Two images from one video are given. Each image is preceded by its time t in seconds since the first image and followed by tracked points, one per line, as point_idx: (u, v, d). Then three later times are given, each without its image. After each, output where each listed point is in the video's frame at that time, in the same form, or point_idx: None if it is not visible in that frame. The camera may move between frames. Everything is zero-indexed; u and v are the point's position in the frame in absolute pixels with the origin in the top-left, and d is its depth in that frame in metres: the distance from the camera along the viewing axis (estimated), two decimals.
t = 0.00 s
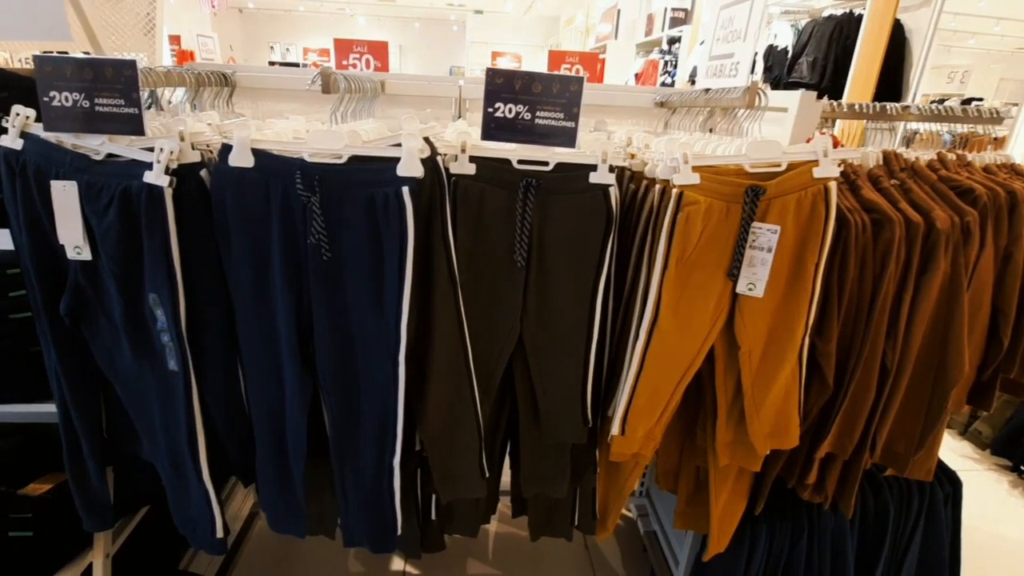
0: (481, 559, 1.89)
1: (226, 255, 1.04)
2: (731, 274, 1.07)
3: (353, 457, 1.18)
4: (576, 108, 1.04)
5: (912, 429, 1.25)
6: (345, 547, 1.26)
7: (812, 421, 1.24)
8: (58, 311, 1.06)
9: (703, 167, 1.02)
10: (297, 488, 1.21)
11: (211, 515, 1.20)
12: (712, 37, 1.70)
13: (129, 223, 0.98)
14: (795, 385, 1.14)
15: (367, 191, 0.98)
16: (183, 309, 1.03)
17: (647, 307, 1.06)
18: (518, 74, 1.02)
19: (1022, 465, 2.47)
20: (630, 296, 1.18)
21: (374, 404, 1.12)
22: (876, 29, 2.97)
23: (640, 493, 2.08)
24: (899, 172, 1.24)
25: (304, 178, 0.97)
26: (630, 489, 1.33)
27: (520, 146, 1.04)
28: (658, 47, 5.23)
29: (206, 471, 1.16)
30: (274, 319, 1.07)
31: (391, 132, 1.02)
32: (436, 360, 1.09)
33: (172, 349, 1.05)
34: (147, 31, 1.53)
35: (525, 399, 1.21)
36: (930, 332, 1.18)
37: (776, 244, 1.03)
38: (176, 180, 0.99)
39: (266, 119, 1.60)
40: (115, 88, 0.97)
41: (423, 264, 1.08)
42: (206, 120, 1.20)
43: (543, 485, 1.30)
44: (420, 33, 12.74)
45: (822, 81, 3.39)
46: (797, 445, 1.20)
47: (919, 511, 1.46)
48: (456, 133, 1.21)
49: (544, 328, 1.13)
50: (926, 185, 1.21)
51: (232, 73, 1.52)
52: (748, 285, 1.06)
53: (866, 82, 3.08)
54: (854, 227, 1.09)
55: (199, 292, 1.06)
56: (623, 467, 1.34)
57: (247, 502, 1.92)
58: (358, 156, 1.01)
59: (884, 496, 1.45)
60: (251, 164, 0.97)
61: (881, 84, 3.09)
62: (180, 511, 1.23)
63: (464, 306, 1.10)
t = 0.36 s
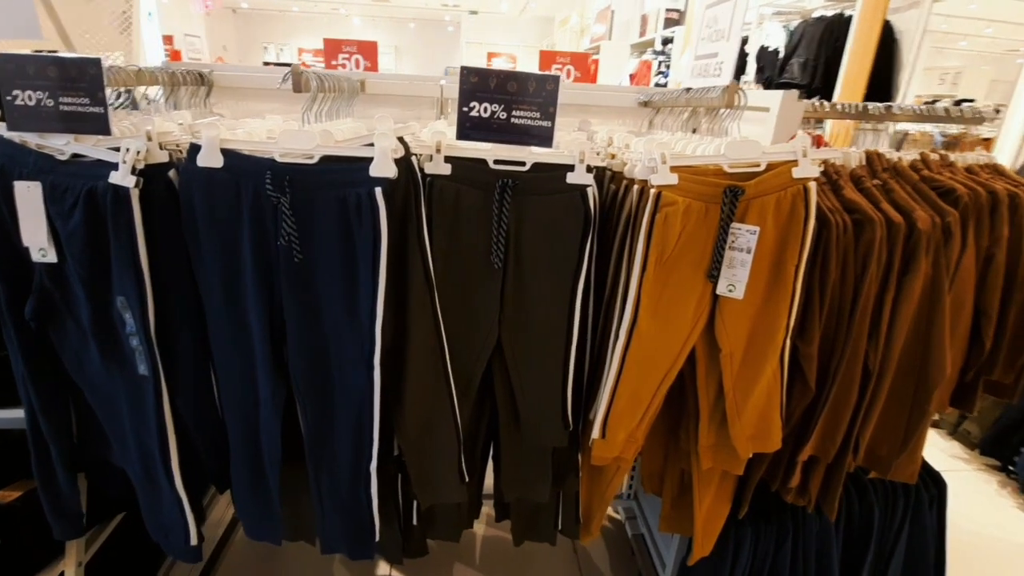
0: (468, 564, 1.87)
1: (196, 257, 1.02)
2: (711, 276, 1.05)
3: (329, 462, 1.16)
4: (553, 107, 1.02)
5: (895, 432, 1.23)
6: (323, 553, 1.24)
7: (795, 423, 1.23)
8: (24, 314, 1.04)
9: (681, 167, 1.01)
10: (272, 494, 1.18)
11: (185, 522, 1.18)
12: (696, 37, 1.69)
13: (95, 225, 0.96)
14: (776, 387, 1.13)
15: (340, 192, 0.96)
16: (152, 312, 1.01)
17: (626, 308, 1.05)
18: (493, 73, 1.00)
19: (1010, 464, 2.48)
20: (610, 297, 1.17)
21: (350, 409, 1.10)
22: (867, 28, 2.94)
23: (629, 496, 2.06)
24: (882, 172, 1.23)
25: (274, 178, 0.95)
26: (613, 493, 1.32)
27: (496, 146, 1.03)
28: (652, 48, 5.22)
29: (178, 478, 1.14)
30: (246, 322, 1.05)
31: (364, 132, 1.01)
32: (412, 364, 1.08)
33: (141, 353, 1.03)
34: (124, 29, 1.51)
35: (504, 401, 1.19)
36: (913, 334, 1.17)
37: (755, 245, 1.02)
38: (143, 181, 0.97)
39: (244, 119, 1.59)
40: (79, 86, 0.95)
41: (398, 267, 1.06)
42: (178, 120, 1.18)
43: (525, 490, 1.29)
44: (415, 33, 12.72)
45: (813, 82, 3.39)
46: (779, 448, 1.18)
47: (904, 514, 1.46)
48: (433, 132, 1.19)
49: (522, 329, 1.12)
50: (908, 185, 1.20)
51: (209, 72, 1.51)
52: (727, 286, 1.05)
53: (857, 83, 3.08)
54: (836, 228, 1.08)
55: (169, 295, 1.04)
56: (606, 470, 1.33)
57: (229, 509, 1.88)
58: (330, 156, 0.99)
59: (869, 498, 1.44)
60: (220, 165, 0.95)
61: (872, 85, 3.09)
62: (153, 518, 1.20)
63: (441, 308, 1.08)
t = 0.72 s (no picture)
0: (459, 567, 1.86)
1: (176, 260, 1.01)
2: (697, 280, 1.04)
3: (312, 465, 1.15)
4: (536, 109, 1.02)
5: (886, 438, 1.22)
6: (306, 558, 1.23)
7: (784, 429, 1.21)
8: (3, 316, 1.03)
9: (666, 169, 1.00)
10: (255, 497, 1.17)
11: (167, 526, 1.17)
12: (690, 38, 1.67)
13: (72, 227, 0.95)
14: (764, 393, 1.11)
15: (319, 195, 0.95)
16: (131, 316, 1.00)
17: (611, 313, 1.03)
18: (475, 74, 0.99)
19: (1009, 469, 2.46)
20: (596, 301, 1.15)
21: (333, 413, 1.09)
22: (868, 29, 2.89)
23: (620, 499, 1.99)
24: (873, 175, 1.21)
25: (252, 180, 0.94)
26: (601, 499, 1.30)
27: (479, 148, 1.02)
28: (655, 48, 5.20)
29: (160, 482, 1.13)
30: (226, 325, 1.04)
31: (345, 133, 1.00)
32: (394, 368, 1.06)
33: (120, 357, 1.02)
34: (111, 28, 1.51)
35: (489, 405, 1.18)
36: (904, 340, 1.15)
37: (741, 250, 1.00)
38: (120, 183, 0.96)
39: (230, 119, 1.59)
40: (56, 87, 0.94)
41: (380, 271, 1.05)
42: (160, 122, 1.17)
43: (511, 495, 1.27)
44: (418, 33, 12.72)
45: (815, 83, 3.37)
46: (767, 454, 1.16)
47: (896, 521, 1.44)
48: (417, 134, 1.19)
49: (506, 333, 1.10)
50: (900, 189, 1.18)
51: (196, 72, 1.51)
52: (713, 291, 1.04)
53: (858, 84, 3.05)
54: (825, 232, 1.06)
55: (148, 298, 1.03)
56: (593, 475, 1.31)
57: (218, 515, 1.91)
58: (310, 158, 0.98)
59: (861, 505, 1.42)
60: (198, 167, 0.94)
61: (873, 86, 3.06)
62: (136, 521, 1.19)
63: (423, 312, 1.07)
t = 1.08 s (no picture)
0: (456, 565, 1.86)
1: (171, 255, 1.02)
2: (689, 281, 1.04)
3: (305, 460, 1.15)
4: (528, 108, 1.02)
5: (881, 441, 1.21)
6: (300, 552, 1.24)
7: (778, 430, 1.21)
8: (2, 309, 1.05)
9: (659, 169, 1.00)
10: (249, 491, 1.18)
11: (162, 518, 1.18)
12: (689, 38, 1.67)
13: (70, 221, 0.96)
14: (756, 394, 1.11)
15: (312, 191, 0.96)
16: (127, 310, 1.01)
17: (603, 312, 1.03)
18: (467, 73, 1.00)
19: (1013, 475, 2.43)
20: (590, 301, 1.15)
21: (326, 409, 1.10)
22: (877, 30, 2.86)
23: (618, 499, 2.00)
24: (871, 177, 1.20)
25: (245, 177, 0.95)
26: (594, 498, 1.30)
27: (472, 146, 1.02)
28: (662, 48, 5.18)
29: (155, 474, 1.14)
30: (221, 320, 1.05)
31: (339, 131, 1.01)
32: (386, 365, 1.07)
33: (116, 350, 1.03)
34: (114, 25, 1.53)
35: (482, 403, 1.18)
36: (900, 343, 1.14)
37: (734, 250, 1.00)
38: (117, 178, 0.97)
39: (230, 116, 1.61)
40: (55, 83, 0.96)
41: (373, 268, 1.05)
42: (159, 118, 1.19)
43: (503, 493, 1.27)
44: (426, 32, 12.75)
45: (822, 84, 3.35)
46: (760, 456, 1.16)
47: (893, 526, 1.43)
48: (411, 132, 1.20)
49: (499, 332, 1.10)
50: (898, 191, 1.17)
51: (197, 69, 1.53)
52: (706, 292, 1.03)
53: (866, 85, 3.02)
54: (820, 234, 1.05)
55: (144, 292, 1.04)
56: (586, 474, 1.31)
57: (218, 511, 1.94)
58: (304, 155, 0.99)
59: (857, 508, 1.41)
60: (193, 163, 0.95)
61: (881, 87, 3.03)
62: (131, 514, 1.20)
63: (416, 310, 1.07)
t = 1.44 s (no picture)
0: (457, 562, 1.86)
1: (177, 249, 1.02)
2: (693, 280, 1.03)
3: (308, 455, 1.16)
4: (533, 104, 1.02)
5: (887, 443, 1.20)
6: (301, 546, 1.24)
7: (782, 431, 1.20)
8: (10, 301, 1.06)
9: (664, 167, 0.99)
10: (252, 485, 1.19)
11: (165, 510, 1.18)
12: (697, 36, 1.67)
13: (77, 214, 0.97)
14: (760, 395, 1.10)
15: (317, 186, 0.96)
16: (132, 303, 1.01)
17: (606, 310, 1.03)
18: (472, 69, 1.00)
19: (1021, 481, 2.41)
20: (594, 299, 1.15)
21: (328, 403, 1.10)
22: (887, 29, 2.84)
23: (620, 499, 1.99)
24: (880, 176, 1.19)
25: (250, 171, 0.95)
26: (596, 497, 1.30)
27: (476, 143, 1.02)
28: (670, 47, 5.16)
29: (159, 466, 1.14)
30: (225, 314, 1.05)
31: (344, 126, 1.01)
32: (389, 360, 1.07)
33: (121, 342, 1.04)
34: (124, 20, 1.53)
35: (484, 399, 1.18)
36: (907, 344, 1.13)
37: (739, 249, 1.00)
38: (124, 172, 0.98)
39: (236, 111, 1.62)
40: (64, 77, 0.96)
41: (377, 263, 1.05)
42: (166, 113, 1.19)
43: (505, 491, 1.27)
44: (434, 30, 12.75)
45: (831, 84, 3.33)
46: (763, 457, 1.15)
47: (898, 529, 1.42)
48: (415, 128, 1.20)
49: (502, 329, 1.10)
50: (906, 191, 1.16)
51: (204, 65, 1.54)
52: (711, 291, 1.03)
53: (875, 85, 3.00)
54: (826, 233, 1.05)
55: (149, 285, 1.05)
56: (588, 473, 1.31)
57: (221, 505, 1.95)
58: (308, 150, 0.99)
59: (862, 511, 1.40)
60: (199, 157, 0.96)
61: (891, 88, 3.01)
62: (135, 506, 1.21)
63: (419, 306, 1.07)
